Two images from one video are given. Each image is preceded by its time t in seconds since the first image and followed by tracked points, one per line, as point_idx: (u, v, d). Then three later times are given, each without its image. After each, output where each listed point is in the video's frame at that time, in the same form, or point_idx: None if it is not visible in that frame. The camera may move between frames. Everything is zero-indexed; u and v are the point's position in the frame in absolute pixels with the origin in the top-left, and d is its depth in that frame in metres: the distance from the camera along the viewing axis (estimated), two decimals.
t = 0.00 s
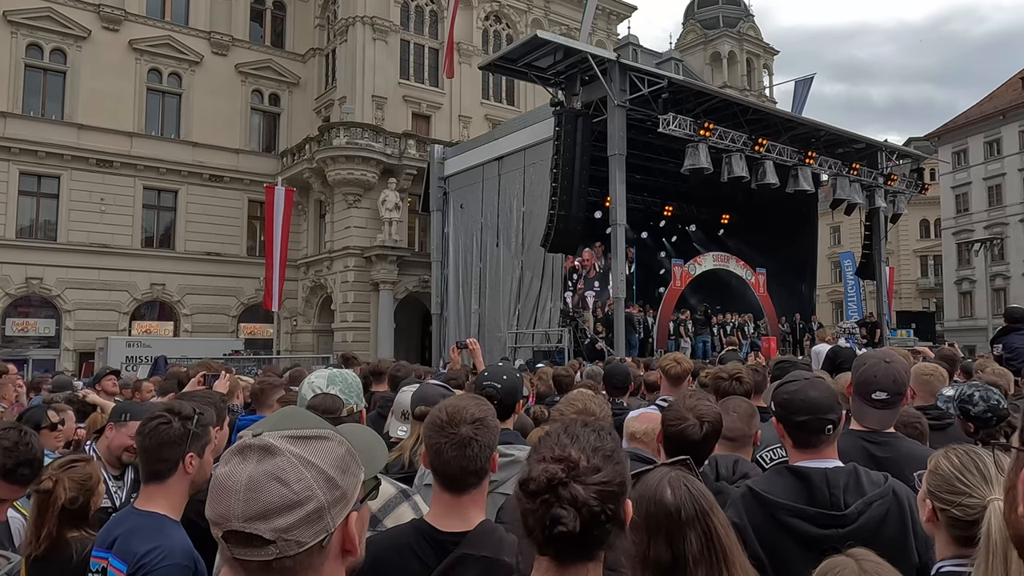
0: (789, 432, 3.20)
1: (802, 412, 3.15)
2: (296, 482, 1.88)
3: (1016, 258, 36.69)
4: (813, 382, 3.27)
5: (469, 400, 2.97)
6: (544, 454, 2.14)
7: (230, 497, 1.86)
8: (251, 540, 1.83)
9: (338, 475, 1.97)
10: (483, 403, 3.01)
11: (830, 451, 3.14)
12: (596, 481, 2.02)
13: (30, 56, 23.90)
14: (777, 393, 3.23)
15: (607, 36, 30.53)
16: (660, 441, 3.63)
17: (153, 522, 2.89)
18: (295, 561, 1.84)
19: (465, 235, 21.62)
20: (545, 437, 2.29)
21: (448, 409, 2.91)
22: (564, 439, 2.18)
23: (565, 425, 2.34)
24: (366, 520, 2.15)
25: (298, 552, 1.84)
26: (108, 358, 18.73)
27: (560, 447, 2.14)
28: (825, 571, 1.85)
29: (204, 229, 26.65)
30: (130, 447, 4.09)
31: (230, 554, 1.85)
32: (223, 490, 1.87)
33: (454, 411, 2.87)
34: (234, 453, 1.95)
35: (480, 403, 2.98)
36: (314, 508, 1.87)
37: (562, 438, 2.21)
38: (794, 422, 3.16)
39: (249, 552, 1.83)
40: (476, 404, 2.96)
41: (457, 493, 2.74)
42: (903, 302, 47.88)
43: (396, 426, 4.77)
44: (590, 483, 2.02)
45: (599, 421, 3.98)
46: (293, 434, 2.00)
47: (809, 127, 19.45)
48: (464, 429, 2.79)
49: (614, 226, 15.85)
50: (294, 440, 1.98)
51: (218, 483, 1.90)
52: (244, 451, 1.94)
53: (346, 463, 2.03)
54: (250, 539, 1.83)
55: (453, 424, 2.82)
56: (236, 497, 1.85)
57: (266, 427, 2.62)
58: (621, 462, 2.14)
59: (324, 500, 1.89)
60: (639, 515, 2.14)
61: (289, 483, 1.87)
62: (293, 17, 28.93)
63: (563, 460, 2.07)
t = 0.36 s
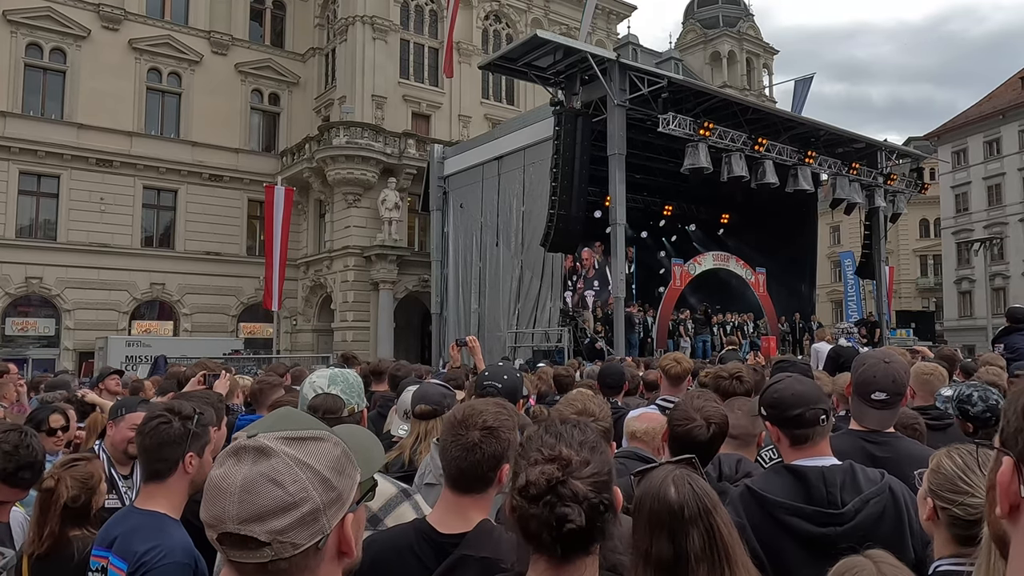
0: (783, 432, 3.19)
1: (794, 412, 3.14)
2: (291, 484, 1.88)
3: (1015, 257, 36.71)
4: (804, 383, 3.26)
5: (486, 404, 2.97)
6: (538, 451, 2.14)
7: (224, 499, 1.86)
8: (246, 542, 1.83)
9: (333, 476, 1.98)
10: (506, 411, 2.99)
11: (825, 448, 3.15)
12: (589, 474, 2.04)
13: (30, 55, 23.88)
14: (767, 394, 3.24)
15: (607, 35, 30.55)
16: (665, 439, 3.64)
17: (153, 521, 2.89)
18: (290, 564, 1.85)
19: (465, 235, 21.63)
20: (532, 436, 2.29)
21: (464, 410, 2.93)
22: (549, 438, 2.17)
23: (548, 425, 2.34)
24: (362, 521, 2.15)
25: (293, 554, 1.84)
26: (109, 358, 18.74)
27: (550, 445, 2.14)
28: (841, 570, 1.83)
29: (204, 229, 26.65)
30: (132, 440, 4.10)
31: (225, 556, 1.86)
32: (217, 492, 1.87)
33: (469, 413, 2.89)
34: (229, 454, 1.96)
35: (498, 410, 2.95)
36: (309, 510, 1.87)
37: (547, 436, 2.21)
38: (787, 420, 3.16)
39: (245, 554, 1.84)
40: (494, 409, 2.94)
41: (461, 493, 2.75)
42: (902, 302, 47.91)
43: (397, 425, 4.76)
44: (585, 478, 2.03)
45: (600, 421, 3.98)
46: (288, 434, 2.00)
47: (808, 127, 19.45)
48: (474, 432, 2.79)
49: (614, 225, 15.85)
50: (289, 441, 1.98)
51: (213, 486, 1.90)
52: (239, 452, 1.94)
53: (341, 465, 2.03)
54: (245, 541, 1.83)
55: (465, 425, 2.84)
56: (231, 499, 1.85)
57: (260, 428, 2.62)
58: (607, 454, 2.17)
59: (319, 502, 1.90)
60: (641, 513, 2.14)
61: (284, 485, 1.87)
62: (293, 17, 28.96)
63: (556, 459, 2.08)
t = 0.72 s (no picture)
0: (776, 431, 3.19)
1: (781, 413, 3.18)
2: (290, 481, 1.88)
3: (1015, 256, 36.72)
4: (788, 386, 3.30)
5: (496, 405, 2.96)
6: (539, 453, 2.12)
7: (222, 496, 1.86)
8: (244, 540, 1.83)
9: (333, 475, 1.98)
10: (513, 409, 2.98)
11: (821, 447, 3.15)
12: (588, 473, 2.04)
13: (30, 53, 23.85)
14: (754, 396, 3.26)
15: (607, 34, 30.55)
16: (665, 438, 3.65)
17: (152, 519, 2.89)
18: (288, 562, 1.85)
19: (464, 233, 21.64)
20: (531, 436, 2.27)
21: (474, 411, 2.93)
22: (547, 440, 2.16)
23: (546, 424, 2.32)
24: (360, 521, 2.15)
25: (291, 552, 1.84)
26: (108, 356, 18.75)
27: (549, 447, 2.13)
28: (857, 569, 1.85)
29: (204, 228, 26.65)
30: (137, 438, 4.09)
31: (222, 553, 1.86)
32: (216, 488, 1.88)
33: (479, 413, 2.88)
34: (228, 452, 1.96)
35: (509, 411, 2.93)
36: (308, 508, 1.87)
37: (545, 437, 2.20)
38: (780, 419, 3.18)
39: (243, 552, 1.83)
40: (504, 409, 2.93)
41: (469, 492, 2.75)
42: (902, 301, 47.95)
43: (397, 424, 4.76)
44: (587, 477, 2.03)
45: (599, 420, 3.97)
46: (287, 432, 2.00)
47: (807, 125, 19.43)
48: (484, 433, 2.78)
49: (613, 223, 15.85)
50: (289, 439, 1.98)
51: (211, 482, 1.90)
52: (238, 450, 1.94)
53: (341, 463, 2.03)
54: (243, 538, 1.83)
55: (475, 425, 2.83)
56: (229, 496, 1.85)
57: (260, 426, 2.61)
58: (606, 455, 2.16)
59: (318, 501, 1.90)
60: (639, 511, 2.15)
61: (283, 482, 1.87)
62: (293, 15, 28.97)
63: (558, 460, 2.07)
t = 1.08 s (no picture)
0: (772, 431, 3.19)
1: (778, 413, 3.17)
2: (298, 479, 1.88)
3: (1015, 255, 36.71)
4: (784, 386, 3.31)
5: (501, 404, 2.94)
6: (546, 454, 2.11)
7: (230, 493, 1.86)
8: (251, 537, 1.83)
9: (341, 473, 1.97)
10: (516, 408, 2.98)
11: (818, 446, 3.15)
12: (597, 475, 2.03)
13: (29, 52, 23.82)
14: (751, 396, 3.26)
15: (607, 33, 30.54)
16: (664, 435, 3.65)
17: (152, 518, 2.89)
18: (296, 560, 1.84)
19: (464, 232, 21.64)
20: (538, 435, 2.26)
21: (478, 409, 2.91)
22: (553, 441, 2.14)
23: (550, 423, 2.30)
24: (368, 519, 2.14)
25: (299, 551, 1.84)
26: (108, 355, 18.75)
27: (556, 448, 2.11)
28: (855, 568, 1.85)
29: (204, 227, 26.64)
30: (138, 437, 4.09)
31: (230, 551, 1.86)
32: (224, 486, 1.87)
33: (482, 413, 2.86)
34: (236, 450, 1.96)
35: (513, 409, 2.93)
36: (316, 506, 1.87)
37: (553, 436, 2.18)
38: (774, 418, 3.18)
39: (251, 550, 1.83)
40: (509, 408, 2.91)
41: (472, 491, 2.76)
42: (902, 300, 47.97)
43: (399, 423, 4.75)
44: (595, 479, 2.02)
45: (601, 419, 3.97)
46: (295, 431, 2.00)
47: (808, 124, 19.44)
48: (488, 433, 2.78)
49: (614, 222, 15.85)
50: (297, 438, 1.98)
51: (220, 480, 1.90)
52: (246, 448, 1.95)
53: (349, 462, 2.03)
54: (250, 536, 1.83)
55: (479, 425, 2.82)
56: (237, 494, 1.85)
57: (268, 426, 2.62)
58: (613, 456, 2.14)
59: (325, 499, 1.89)
60: (639, 509, 2.16)
61: (291, 480, 1.87)
62: (292, 14, 28.97)
63: (566, 463, 2.05)
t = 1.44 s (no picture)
0: (771, 430, 3.19)
1: (778, 412, 3.17)
2: (294, 475, 1.87)
3: (1014, 254, 36.72)
4: (784, 385, 3.31)
5: (499, 402, 2.93)
6: (546, 455, 2.09)
7: (225, 490, 1.85)
8: (247, 534, 1.83)
9: (337, 470, 1.96)
10: (515, 407, 2.97)
11: (819, 446, 3.14)
12: (599, 476, 2.01)
13: (28, 51, 23.79)
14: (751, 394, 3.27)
15: (606, 33, 30.51)
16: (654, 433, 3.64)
17: (147, 517, 2.88)
18: (292, 557, 1.84)
19: (463, 231, 21.64)
20: (542, 433, 2.24)
21: (476, 407, 2.90)
22: (560, 438, 2.14)
23: (557, 423, 2.29)
24: (365, 517, 2.13)
25: (295, 548, 1.83)
26: (108, 354, 18.73)
27: (561, 445, 2.11)
28: (830, 569, 1.72)
29: (203, 226, 26.62)
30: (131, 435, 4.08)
31: (226, 548, 1.85)
32: (219, 483, 1.87)
33: (481, 411, 2.85)
34: (231, 446, 1.96)
35: (511, 407, 2.92)
36: (312, 503, 1.86)
37: (559, 435, 2.17)
38: (775, 416, 3.18)
39: (246, 546, 1.83)
40: (507, 406, 2.91)
41: (471, 490, 2.75)
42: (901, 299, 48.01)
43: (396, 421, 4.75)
44: (597, 481, 2.00)
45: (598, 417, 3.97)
46: (291, 427, 2.00)
47: (807, 124, 19.46)
48: (487, 432, 2.77)
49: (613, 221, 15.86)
50: (294, 434, 1.98)
51: (215, 475, 1.90)
52: (241, 443, 1.94)
53: (345, 459, 2.02)
54: (247, 533, 1.82)
55: (477, 424, 2.81)
56: (233, 490, 1.84)
57: (265, 424, 2.61)
58: (618, 455, 2.13)
59: (322, 496, 1.89)
60: (637, 505, 2.16)
61: (287, 477, 1.87)
62: (291, 13, 28.95)
63: (568, 462, 2.04)
